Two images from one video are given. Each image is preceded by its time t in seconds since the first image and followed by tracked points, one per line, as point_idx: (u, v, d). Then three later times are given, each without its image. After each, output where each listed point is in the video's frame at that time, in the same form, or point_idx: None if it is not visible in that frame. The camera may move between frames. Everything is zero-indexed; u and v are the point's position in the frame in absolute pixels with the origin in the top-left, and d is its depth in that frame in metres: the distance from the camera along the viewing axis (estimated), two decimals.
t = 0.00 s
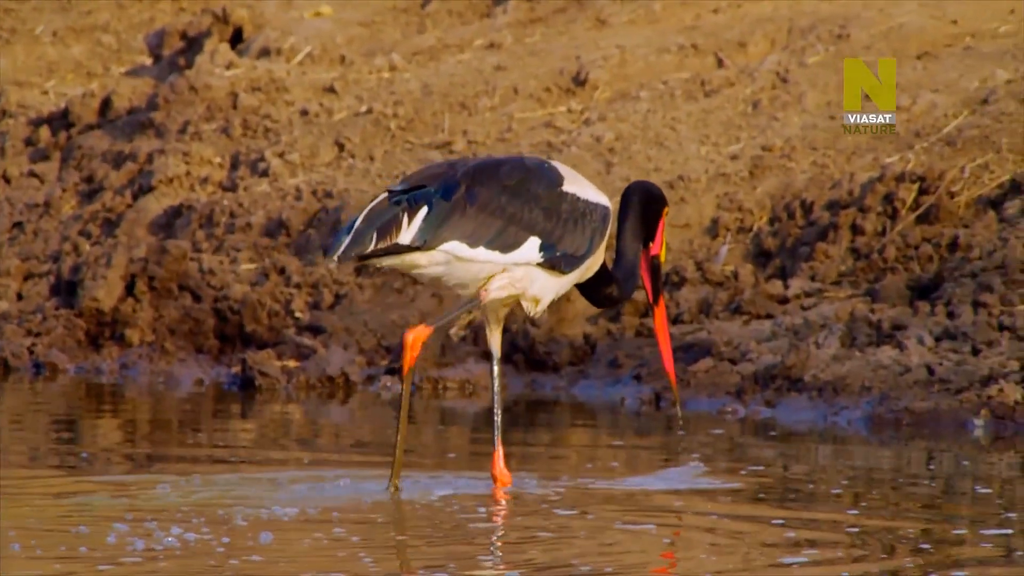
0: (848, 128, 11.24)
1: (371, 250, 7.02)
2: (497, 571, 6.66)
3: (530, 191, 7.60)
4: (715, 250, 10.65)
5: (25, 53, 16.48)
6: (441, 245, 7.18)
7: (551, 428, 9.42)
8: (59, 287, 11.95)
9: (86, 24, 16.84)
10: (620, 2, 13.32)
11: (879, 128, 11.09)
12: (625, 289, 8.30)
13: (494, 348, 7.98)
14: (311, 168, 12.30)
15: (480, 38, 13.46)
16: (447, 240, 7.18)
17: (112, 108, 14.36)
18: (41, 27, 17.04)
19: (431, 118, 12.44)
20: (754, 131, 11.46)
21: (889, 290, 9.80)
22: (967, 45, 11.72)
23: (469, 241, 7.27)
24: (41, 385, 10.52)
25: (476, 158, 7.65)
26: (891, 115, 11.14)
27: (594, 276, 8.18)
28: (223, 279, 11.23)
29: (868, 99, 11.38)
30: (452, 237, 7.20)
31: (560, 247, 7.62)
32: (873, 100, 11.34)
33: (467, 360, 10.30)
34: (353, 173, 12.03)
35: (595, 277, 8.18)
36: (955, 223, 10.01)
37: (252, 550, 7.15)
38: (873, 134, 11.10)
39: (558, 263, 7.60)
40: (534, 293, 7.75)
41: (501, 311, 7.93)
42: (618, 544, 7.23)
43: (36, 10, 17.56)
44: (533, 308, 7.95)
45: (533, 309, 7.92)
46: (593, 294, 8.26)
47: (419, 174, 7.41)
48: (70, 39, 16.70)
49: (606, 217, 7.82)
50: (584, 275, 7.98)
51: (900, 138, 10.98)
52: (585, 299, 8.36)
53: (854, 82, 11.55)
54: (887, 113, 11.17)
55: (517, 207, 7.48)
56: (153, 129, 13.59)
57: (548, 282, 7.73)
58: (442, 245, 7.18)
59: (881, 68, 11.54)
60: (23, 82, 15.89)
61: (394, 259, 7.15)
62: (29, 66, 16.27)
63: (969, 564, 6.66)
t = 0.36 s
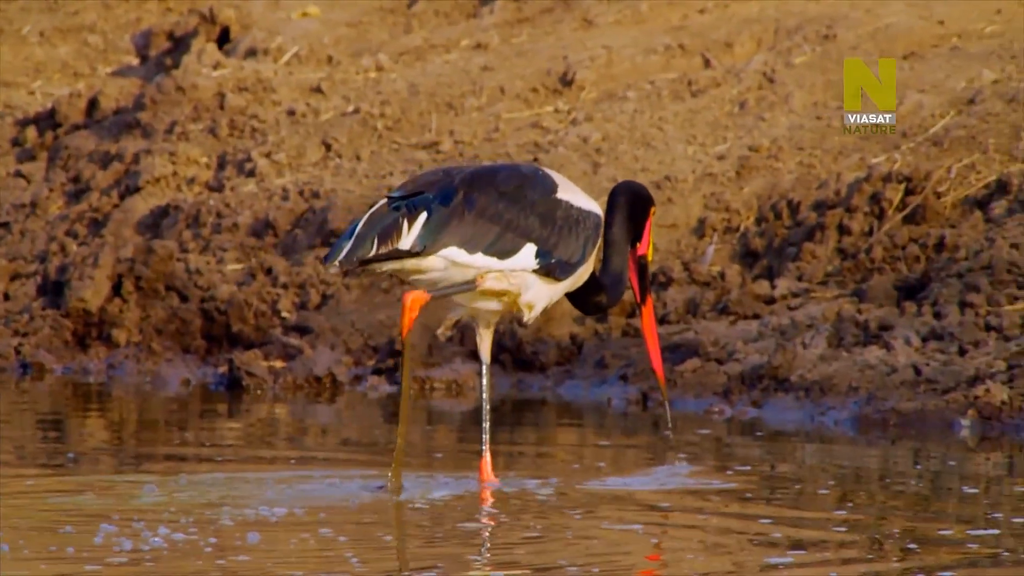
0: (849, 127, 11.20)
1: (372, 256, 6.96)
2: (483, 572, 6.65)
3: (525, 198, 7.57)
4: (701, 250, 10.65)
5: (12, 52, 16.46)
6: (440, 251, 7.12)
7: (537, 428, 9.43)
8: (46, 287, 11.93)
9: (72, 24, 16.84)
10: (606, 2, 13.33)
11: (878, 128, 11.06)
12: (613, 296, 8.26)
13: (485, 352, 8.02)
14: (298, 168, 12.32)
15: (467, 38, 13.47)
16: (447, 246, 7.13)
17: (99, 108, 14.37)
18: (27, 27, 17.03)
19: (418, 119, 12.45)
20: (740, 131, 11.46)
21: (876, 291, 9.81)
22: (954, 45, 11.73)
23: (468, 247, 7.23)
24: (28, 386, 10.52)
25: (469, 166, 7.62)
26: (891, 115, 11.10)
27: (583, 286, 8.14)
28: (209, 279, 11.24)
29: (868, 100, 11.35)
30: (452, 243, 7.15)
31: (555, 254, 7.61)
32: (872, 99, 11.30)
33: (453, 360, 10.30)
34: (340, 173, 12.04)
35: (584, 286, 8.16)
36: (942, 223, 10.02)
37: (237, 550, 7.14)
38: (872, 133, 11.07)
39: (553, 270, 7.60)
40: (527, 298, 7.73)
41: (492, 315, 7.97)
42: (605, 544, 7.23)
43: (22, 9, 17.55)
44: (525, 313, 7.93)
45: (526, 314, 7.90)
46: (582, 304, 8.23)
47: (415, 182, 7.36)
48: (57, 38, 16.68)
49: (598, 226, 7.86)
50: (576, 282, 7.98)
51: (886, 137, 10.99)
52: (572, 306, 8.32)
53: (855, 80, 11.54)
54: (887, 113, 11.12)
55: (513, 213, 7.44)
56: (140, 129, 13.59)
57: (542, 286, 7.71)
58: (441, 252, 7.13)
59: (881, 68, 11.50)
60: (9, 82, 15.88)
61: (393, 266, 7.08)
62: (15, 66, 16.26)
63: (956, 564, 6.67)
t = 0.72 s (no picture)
0: (849, 127, 11.16)
1: (371, 254, 6.93)
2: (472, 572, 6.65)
3: (520, 202, 7.57)
4: (690, 250, 10.65)
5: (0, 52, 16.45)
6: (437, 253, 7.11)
7: (526, 427, 9.43)
8: (33, 286, 11.93)
9: (60, 24, 16.82)
10: (595, 2, 13.32)
11: (879, 128, 11.02)
12: (602, 301, 8.22)
13: (473, 356, 7.95)
14: (286, 168, 12.32)
15: (455, 38, 13.47)
16: (444, 248, 7.12)
17: (87, 108, 14.36)
18: (15, 26, 17.00)
19: (406, 118, 12.45)
20: (729, 131, 11.47)
21: (864, 291, 9.81)
22: (942, 45, 11.73)
23: (464, 249, 7.21)
24: (16, 386, 10.52)
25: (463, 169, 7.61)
26: (891, 115, 11.06)
27: (573, 292, 8.15)
28: (198, 279, 11.25)
29: (868, 100, 11.32)
30: (449, 245, 7.14)
31: (548, 259, 7.62)
32: (872, 99, 11.26)
33: (442, 360, 10.31)
34: (329, 173, 12.04)
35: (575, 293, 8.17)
36: (930, 223, 10.03)
37: (224, 551, 7.14)
38: (873, 133, 11.03)
39: (546, 275, 7.62)
40: (519, 301, 7.73)
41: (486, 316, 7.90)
42: (593, 544, 7.22)
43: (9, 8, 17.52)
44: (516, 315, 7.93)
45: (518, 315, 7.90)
46: (573, 311, 8.24)
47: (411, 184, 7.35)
48: (44, 38, 16.65)
49: (590, 233, 7.91)
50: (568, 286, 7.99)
51: (874, 138, 11.00)
52: (562, 312, 8.32)
53: (855, 80, 11.50)
54: (887, 113, 11.09)
55: (509, 216, 7.44)
56: (128, 129, 13.58)
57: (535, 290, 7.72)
58: (438, 253, 7.11)
59: (880, 68, 11.44)
60: None
61: (391, 266, 7.06)
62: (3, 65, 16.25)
63: (945, 564, 6.66)
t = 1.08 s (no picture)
0: (849, 128, 11.12)
1: (368, 254, 6.93)
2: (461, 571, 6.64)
3: (514, 201, 7.57)
4: (679, 250, 10.67)
5: None
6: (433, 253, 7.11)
7: (515, 426, 9.44)
8: (23, 286, 11.94)
9: (48, 23, 16.82)
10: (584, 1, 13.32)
11: (878, 128, 10.96)
12: (595, 303, 8.22)
13: (462, 355, 7.95)
14: (275, 168, 12.33)
15: (444, 37, 13.46)
16: (440, 248, 7.12)
17: (76, 108, 14.37)
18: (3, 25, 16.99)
19: (395, 118, 12.45)
20: (718, 130, 11.47)
21: (853, 290, 9.81)
22: (931, 44, 11.72)
23: (461, 248, 7.21)
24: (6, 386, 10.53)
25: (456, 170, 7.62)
26: (891, 115, 11.00)
27: (565, 293, 8.11)
28: (187, 279, 11.25)
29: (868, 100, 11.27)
30: (445, 245, 7.14)
31: (544, 258, 7.61)
32: (872, 99, 11.21)
33: (431, 361, 10.22)
34: (318, 172, 12.04)
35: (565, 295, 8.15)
36: (919, 223, 10.03)
37: (211, 550, 7.14)
38: (872, 134, 10.98)
39: (542, 274, 7.60)
40: (515, 301, 7.72)
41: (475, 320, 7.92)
42: (582, 544, 7.21)
43: None
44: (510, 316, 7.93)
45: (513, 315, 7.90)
46: (564, 313, 8.20)
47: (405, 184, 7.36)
48: (33, 38, 16.62)
49: (583, 234, 7.88)
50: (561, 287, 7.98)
51: (863, 137, 11.00)
52: (551, 312, 8.28)
53: (854, 81, 11.45)
54: (888, 113, 11.03)
55: (504, 215, 7.45)
56: (117, 128, 13.58)
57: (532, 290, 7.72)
58: (434, 253, 7.12)
59: (880, 68, 11.42)
60: None
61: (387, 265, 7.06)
62: None
63: (935, 564, 6.66)
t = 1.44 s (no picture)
0: (849, 128, 11.07)
1: (365, 254, 7.07)
2: (450, 569, 6.63)
3: (509, 200, 7.55)
4: (667, 247, 10.67)
5: None
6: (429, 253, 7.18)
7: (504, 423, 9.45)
8: (11, 283, 11.94)
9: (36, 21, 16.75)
10: None
11: (878, 127, 10.91)
12: (586, 297, 8.12)
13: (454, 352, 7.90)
14: (264, 165, 12.33)
15: (433, 35, 13.46)
16: (437, 248, 7.19)
17: (65, 106, 14.38)
18: None
19: (384, 116, 12.44)
20: (706, 128, 11.48)
21: (842, 288, 9.81)
22: (919, 43, 11.72)
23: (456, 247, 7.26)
24: None
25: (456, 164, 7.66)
26: (891, 116, 10.97)
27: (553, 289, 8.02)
28: (175, 276, 11.26)
29: (868, 100, 11.23)
30: (442, 245, 7.20)
31: (538, 257, 7.55)
32: (872, 100, 11.17)
33: (419, 357, 10.25)
34: (306, 170, 12.04)
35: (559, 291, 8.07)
36: (908, 220, 10.03)
37: (199, 547, 7.14)
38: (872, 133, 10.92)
39: (538, 274, 7.56)
40: (513, 301, 7.72)
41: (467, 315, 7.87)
42: (571, 542, 7.21)
43: None
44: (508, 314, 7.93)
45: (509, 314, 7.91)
46: (556, 308, 8.11)
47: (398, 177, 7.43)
48: (20, 35, 16.51)
49: (575, 231, 7.77)
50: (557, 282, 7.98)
51: (852, 135, 11.01)
52: (544, 308, 8.20)
53: (854, 83, 11.42)
54: (887, 113, 10.99)
55: (500, 214, 7.46)
56: (106, 126, 13.58)
57: (530, 291, 7.71)
58: (432, 253, 7.20)
59: (881, 68, 11.40)
60: None
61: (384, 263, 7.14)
62: None
63: (924, 562, 6.66)
